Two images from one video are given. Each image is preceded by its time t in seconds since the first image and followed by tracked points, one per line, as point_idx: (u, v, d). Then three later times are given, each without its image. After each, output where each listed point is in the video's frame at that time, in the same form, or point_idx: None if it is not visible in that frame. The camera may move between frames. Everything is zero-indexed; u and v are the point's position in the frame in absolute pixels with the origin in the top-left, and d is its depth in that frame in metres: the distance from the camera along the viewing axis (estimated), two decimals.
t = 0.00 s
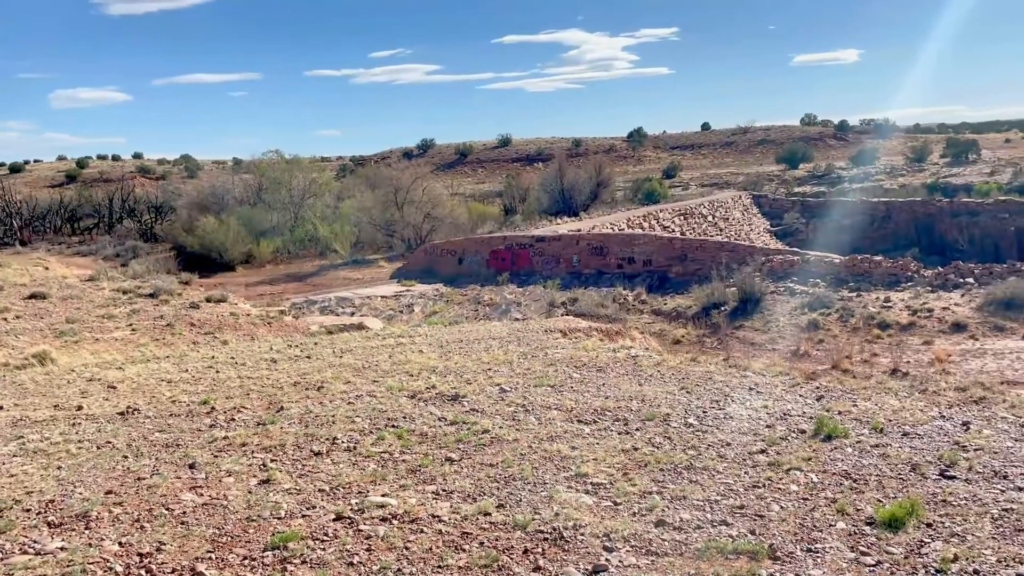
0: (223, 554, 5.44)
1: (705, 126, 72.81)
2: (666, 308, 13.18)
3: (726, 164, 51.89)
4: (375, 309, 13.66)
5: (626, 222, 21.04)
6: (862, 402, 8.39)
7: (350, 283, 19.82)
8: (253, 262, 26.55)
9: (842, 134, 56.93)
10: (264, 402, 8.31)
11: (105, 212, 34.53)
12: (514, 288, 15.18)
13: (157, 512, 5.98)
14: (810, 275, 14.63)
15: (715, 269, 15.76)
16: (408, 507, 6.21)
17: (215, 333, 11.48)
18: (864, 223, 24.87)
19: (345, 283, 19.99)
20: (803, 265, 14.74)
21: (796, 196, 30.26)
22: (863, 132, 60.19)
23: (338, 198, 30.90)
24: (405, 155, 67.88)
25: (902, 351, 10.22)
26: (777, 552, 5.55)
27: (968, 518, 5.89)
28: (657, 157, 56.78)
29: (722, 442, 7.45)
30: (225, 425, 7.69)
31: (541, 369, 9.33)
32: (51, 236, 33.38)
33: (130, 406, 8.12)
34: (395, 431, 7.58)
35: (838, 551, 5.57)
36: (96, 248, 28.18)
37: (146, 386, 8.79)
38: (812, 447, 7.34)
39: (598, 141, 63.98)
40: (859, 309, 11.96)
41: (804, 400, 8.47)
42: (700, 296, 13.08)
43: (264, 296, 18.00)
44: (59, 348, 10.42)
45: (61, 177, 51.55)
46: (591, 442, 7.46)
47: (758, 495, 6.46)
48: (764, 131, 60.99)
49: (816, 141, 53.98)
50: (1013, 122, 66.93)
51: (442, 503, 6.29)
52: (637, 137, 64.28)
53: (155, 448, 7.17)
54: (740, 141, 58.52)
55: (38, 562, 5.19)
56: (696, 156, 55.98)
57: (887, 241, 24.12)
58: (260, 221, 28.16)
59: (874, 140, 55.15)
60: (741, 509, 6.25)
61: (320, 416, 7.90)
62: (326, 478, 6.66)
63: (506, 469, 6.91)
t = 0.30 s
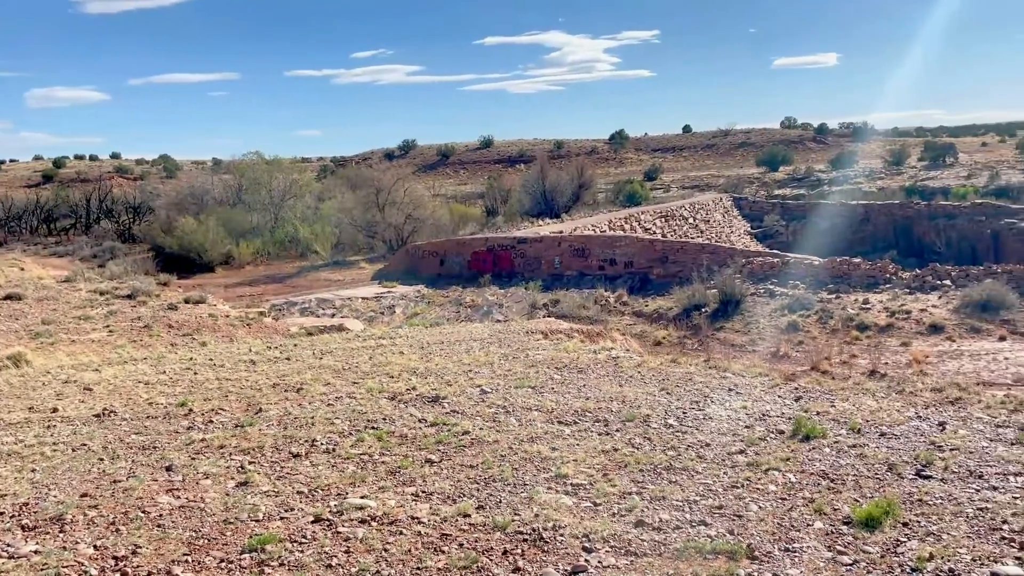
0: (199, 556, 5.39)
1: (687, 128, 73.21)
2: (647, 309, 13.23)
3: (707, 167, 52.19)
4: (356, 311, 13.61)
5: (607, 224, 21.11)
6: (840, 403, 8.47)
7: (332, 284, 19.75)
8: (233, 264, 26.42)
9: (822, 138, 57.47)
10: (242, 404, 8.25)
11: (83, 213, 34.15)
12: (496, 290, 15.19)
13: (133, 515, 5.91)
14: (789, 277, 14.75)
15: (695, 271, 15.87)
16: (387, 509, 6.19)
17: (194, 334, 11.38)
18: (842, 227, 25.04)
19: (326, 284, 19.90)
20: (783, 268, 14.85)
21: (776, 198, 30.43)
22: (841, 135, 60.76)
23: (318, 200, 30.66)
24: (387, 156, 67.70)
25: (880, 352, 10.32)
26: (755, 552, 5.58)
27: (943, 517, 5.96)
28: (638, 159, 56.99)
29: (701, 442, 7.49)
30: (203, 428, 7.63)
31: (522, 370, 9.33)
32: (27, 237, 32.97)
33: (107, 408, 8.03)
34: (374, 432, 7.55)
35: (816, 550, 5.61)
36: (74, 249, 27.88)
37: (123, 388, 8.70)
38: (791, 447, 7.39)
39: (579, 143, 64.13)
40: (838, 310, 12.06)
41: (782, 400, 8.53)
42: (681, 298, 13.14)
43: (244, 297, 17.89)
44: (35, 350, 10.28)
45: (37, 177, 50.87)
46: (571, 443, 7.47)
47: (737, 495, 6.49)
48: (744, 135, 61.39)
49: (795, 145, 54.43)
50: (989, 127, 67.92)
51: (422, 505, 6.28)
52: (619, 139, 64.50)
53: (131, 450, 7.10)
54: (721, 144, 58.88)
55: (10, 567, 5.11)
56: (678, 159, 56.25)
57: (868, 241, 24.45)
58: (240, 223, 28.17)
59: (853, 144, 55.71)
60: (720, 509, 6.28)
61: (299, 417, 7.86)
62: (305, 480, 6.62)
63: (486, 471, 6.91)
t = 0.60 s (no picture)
0: (175, 560, 5.37)
1: (666, 131, 73.62)
2: (627, 311, 13.30)
3: (687, 169, 52.49)
4: (336, 312, 13.58)
5: (588, 226, 21.20)
6: (816, 404, 8.56)
7: (313, 285, 19.67)
8: (212, 264, 26.23)
9: (800, 141, 58.04)
10: (220, 406, 8.22)
11: (59, 213, 33.73)
12: (477, 291, 15.21)
13: (108, 519, 5.87)
14: (767, 279, 14.90)
15: (675, 273, 16.00)
16: (365, 511, 6.19)
17: (171, 336, 11.30)
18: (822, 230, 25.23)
19: (306, 286, 19.79)
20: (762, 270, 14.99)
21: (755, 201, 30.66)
22: (819, 139, 61.37)
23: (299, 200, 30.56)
24: (369, 157, 67.47)
25: (857, 353, 10.45)
26: (731, 553, 5.63)
27: (916, 517, 6.04)
28: (619, 161, 57.21)
29: (679, 444, 7.55)
30: (179, 430, 7.58)
31: (502, 372, 9.36)
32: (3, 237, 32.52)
33: (82, 411, 7.96)
34: (353, 435, 7.54)
35: (791, 551, 5.67)
36: (50, 249, 27.54)
37: (98, 390, 8.62)
38: (767, 448, 7.47)
39: (561, 145, 64.30)
40: (816, 312, 12.19)
41: (759, 402, 8.61)
42: (660, 301, 13.22)
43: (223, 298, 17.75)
44: (9, 352, 10.16)
45: (11, 176, 50.12)
46: (550, 445, 7.50)
47: (714, 496, 6.55)
48: (723, 137, 61.84)
49: (775, 148, 54.90)
50: (963, 131, 68.92)
51: (400, 508, 6.28)
52: (600, 141, 64.75)
53: (107, 453, 7.05)
54: (701, 147, 59.26)
55: None
56: (659, 161, 56.52)
57: (848, 242, 24.75)
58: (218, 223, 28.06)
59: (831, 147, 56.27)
60: (697, 510, 6.33)
61: (277, 420, 7.84)
62: (283, 483, 6.60)
63: (464, 473, 6.92)
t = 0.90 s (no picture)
0: (147, 564, 5.31)
1: (645, 133, 73.95)
2: (606, 313, 13.35)
3: (665, 172, 52.79)
4: (314, 314, 13.51)
5: (568, 228, 21.27)
6: (791, 405, 8.64)
7: (291, 287, 19.56)
8: (188, 266, 25.98)
9: (777, 144, 58.56)
10: (195, 409, 8.14)
11: (32, 213, 33.19)
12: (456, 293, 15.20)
13: (80, 523, 5.80)
14: (745, 282, 15.04)
15: (654, 276, 16.10)
16: (341, 514, 6.16)
17: (146, 338, 11.19)
18: (799, 232, 25.49)
19: (283, 287, 19.66)
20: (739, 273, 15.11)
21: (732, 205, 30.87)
22: (795, 142, 61.99)
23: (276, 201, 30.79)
24: (349, 158, 67.18)
25: (833, 355, 10.56)
26: (707, 554, 5.67)
27: (889, 518, 6.12)
28: (598, 164, 57.39)
29: (656, 445, 7.59)
30: (153, 433, 7.51)
31: (481, 374, 9.35)
32: None
33: (54, 414, 7.86)
34: (330, 437, 7.50)
35: (766, 551, 5.72)
36: (23, 250, 27.12)
37: (71, 393, 8.50)
38: (743, 449, 7.52)
39: (540, 147, 64.40)
40: (793, 315, 12.30)
41: (736, 403, 8.68)
42: (639, 303, 13.28)
43: (199, 300, 17.60)
44: None
45: None
46: (528, 447, 7.51)
47: (690, 497, 6.58)
48: (702, 141, 62.26)
49: (752, 151, 55.37)
50: (937, 136, 69.96)
51: (377, 510, 6.25)
52: (580, 144, 64.95)
53: (79, 456, 6.96)
54: (679, 150, 59.61)
55: None
56: (637, 164, 56.77)
57: (825, 245, 25.04)
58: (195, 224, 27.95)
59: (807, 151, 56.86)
60: (673, 511, 6.37)
61: (253, 423, 7.78)
62: (258, 486, 6.55)
63: (442, 475, 6.90)
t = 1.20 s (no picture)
0: (118, 569, 5.26)
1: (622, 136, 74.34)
2: (583, 315, 13.41)
3: (642, 175, 53.11)
4: (290, 315, 13.44)
5: (545, 230, 21.34)
6: (764, 406, 8.74)
7: (267, 288, 19.43)
8: (161, 266, 25.71)
9: (752, 148, 59.14)
10: (167, 411, 8.08)
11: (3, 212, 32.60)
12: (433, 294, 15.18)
13: (49, 527, 5.73)
14: (721, 284, 15.18)
15: (631, 278, 16.22)
16: (315, 517, 6.15)
17: (118, 340, 11.07)
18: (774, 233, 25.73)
19: (259, 289, 19.54)
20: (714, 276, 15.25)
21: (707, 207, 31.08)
22: (771, 146, 62.61)
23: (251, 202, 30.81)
24: (326, 159, 66.79)
25: (807, 357, 10.70)
26: (679, 555, 5.72)
27: (858, 518, 6.21)
28: (576, 167, 57.54)
29: (630, 446, 7.65)
30: (125, 436, 7.44)
31: (457, 376, 9.37)
32: None
33: (23, 416, 7.76)
34: (304, 440, 7.48)
35: (738, 551, 5.78)
36: None
37: (41, 396, 8.39)
38: (716, 450, 7.60)
39: (518, 149, 64.49)
40: (767, 317, 12.44)
41: (710, 405, 8.76)
42: (615, 306, 13.36)
43: (173, 301, 17.43)
44: None
45: None
46: (503, 449, 7.53)
47: (664, 498, 6.64)
48: (678, 144, 62.65)
49: (728, 155, 55.85)
50: (907, 142, 70.86)
51: (351, 513, 6.24)
52: (557, 146, 65.13)
53: (49, 460, 6.88)
54: (656, 153, 59.98)
55: None
56: (615, 167, 57.01)
57: (799, 246, 25.26)
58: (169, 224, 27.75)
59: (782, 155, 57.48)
60: (647, 512, 6.42)
61: (226, 425, 7.73)
62: (231, 489, 6.52)
63: (417, 478, 6.91)
